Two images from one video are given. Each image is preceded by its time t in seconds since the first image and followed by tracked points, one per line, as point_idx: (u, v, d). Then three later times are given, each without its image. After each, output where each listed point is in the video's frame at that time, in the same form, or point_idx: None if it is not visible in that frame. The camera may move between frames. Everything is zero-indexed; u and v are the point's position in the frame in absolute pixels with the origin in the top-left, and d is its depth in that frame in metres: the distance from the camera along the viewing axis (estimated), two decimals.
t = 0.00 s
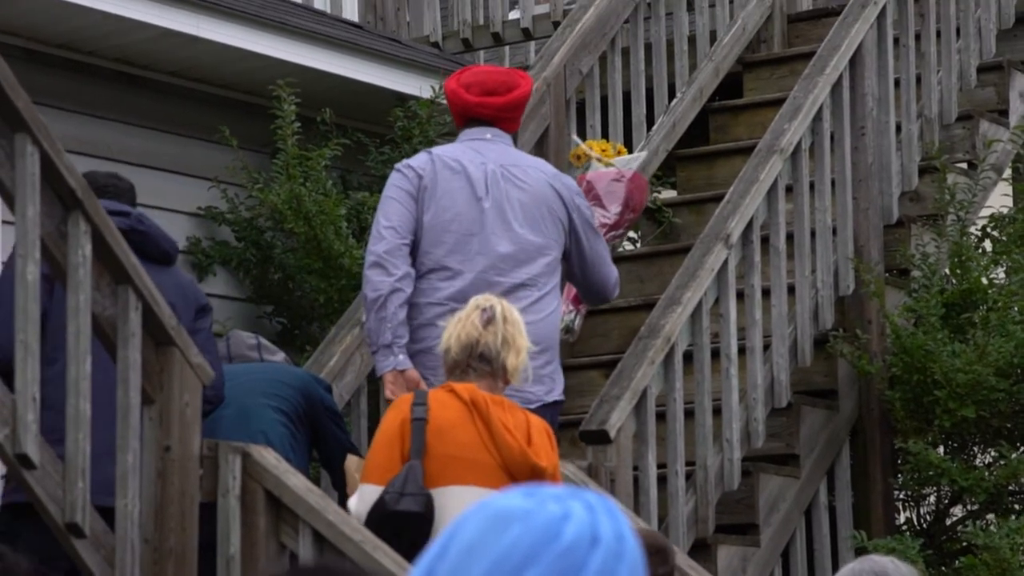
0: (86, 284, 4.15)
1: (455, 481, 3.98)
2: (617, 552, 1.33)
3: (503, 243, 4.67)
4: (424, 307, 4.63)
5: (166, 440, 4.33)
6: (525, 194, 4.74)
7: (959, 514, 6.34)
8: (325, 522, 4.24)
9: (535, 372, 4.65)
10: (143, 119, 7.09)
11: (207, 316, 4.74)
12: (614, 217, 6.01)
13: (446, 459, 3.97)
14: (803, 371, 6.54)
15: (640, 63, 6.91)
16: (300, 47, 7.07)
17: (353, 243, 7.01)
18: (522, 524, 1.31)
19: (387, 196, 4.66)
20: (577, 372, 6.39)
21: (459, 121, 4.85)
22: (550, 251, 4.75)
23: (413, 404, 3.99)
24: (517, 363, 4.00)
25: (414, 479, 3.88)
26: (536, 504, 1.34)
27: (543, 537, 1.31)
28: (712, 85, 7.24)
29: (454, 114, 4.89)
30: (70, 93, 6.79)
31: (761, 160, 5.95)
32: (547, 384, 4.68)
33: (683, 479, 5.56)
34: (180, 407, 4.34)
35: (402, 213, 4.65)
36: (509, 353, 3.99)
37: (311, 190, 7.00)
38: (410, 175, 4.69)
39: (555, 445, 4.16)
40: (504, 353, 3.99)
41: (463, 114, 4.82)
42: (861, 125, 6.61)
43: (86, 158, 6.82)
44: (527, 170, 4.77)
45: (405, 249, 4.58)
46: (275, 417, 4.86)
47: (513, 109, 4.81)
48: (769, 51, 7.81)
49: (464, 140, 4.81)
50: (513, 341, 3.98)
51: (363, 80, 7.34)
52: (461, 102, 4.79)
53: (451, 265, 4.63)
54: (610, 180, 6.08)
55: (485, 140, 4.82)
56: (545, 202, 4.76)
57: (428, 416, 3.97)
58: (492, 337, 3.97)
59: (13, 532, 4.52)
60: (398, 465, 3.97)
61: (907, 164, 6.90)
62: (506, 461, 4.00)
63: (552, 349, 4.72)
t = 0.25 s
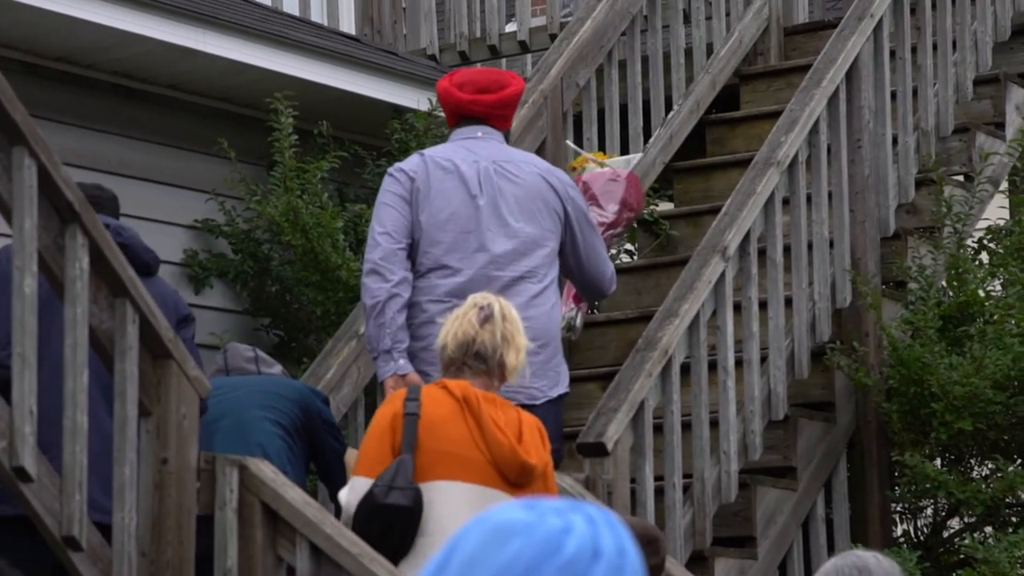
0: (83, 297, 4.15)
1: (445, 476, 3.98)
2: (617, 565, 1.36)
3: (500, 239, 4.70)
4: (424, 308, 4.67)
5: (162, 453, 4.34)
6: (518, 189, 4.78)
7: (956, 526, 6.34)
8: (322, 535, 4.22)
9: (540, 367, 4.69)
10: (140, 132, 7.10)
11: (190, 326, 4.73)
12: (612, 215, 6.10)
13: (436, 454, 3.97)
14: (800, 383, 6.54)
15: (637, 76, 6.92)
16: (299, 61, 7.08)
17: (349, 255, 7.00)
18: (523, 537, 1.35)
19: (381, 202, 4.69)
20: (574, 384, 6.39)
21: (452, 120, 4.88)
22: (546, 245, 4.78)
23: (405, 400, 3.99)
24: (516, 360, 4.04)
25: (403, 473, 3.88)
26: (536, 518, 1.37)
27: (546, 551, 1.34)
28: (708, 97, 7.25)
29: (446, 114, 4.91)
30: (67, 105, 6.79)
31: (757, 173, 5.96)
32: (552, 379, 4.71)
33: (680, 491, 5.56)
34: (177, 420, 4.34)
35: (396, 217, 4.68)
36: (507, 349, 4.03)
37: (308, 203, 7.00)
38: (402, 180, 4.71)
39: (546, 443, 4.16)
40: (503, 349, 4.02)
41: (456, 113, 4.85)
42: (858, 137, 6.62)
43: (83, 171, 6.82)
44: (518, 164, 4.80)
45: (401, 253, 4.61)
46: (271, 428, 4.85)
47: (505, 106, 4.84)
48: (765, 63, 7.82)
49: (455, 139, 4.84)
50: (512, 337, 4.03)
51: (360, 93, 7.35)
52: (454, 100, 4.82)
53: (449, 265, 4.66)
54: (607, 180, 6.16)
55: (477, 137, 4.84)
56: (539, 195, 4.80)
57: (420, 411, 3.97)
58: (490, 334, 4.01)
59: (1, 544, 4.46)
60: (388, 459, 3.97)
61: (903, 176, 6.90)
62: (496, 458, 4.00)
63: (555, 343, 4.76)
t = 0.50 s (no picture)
0: (79, 311, 4.15)
1: (435, 474, 4.01)
2: None
3: (495, 236, 4.72)
4: (422, 308, 4.69)
5: (158, 466, 4.34)
6: (513, 185, 4.79)
7: (952, 539, 6.33)
8: (318, 549, 4.16)
9: (545, 361, 4.68)
10: (137, 145, 7.11)
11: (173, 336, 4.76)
12: (612, 214, 6.11)
13: (425, 452, 4.01)
14: (796, 396, 6.54)
15: (633, 88, 6.92)
16: (295, 73, 7.09)
17: (345, 268, 6.99)
18: (525, 550, 1.39)
19: (375, 206, 4.71)
20: (569, 397, 6.39)
21: (449, 120, 4.91)
22: (543, 240, 4.79)
23: (396, 399, 4.03)
24: (510, 359, 4.07)
25: (390, 471, 3.91)
26: (537, 530, 1.41)
27: (547, 563, 1.38)
28: (704, 110, 7.25)
29: (443, 113, 4.95)
30: (63, 118, 6.80)
31: (753, 186, 5.96)
32: (557, 374, 4.71)
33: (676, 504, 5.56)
34: (173, 433, 4.35)
35: (390, 220, 4.70)
36: (501, 348, 4.06)
37: (303, 216, 7.00)
38: (395, 182, 4.74)
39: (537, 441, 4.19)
40: (497, 348, 4.06)
41: (453, 113, 4.88)
42: (853, 150, 6.62)
43: (79, 184, 6.82)
44: (512, 161, 4.81)
45: (395, 256, 4.63)
46: (266, 441, 4.85)
47: (502, 105, 4.87)
48: (761, 76, 7.83)
49: (449, 139, 4.86)
50: (506, 337, 4.06)
51: (359, 106, 7.36)
52: (450, 101, 4.86)
53: (445, 265, 4.68)
54: (605, 180, 6.18)
55: (471, 137, 4.86)
56: (533, 191, 4.81)
57: (410, 409, 4.02)
58: (484, 333, 4.05)
59: None
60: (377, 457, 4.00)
61: (899, 189, 6.90)
62: (485, 455, 4.03)
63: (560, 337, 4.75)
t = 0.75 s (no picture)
0: (74, 323, 4.14)
1: (422, 476, 3.97)
2: None
3: (492, 235, 4.73)
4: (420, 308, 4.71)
5: (152, 480, 4.33)
6: (510, 185, 4.81)
7: (946, 552, 6.33)
8: (313, 562, 4.20)
9: (548, 356, 4.69)
10: (131, 158, 7.10)
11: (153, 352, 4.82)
12: (612, 214, 6.11)
13: (414, 452, 3.97)
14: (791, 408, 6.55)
15: (628, 101, 6.92)
16: (289, 86, 7.09)
17: (339, 281, 7.01)
18: (523, 563, 1.39)
19: (371, 211, 4.76)
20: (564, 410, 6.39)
21: (448, 120, 4.93)
22: (542, 238, 4.81)
23: (386, 399, 4.00)
24: (503, 360, 4.01)
25: (378, 472, 3.87)
26: (537, 544, 1.42)
27: None
28: (699, 122, 7.26)
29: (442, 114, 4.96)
30: (57, 131, 6.79)
31: (747, 199, 5.96)
32: (558, 368, 4.71)
33: (671, 516, 5.56)
34: (167, 446, 4.34)
35: (386, 223, 4.74)
36: (494, 349, 4.00)
37: (297, 229, 7.00)
38: (391, 187, 4.78)
39: (527, 442, 4.14)
40: (490, 349, 4.00)
41: (452, 114, 4.90)
42: (848, 162, 6.62)
43: (74, 196, 6.82)
44: (509, 161, 4.83)
45: (389, 258, 4.67)
46: (261, 453, 4.84)
47: (500, 107, 4.89)
48: (755, 89, 7.84)
49: (448, 142, 4.90)
50: (498, 337, 4.00)
51: (353, 118, 7.36)
52: (449, 102, 4.87)
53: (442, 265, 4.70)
54: (606, 180, 6.18)
55: (469, 139, 4.89)
56: (531, 189, 4.83)
57: (399, 410, 3.98)
58: (476, 334, 3.99)
59: None
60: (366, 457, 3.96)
61: (893, 202, 6.90)
62: (473, 456, 3.98)
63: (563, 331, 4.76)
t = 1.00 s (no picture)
0: (67, 336, 4.14)
1: (407, 479, 4.02)
2: None
3: (491, 236, 4.82)
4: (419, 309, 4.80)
5: (145, 493, 4.33)
6: (510, 187, 4.88)
7: (940, 565, 6.33)
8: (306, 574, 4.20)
9: (550, 354, 4.77)
10: (125, 170, 7.10)
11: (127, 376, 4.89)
12: (614, 221, 6.10)
13: (399, 456, 4.02)
14: (785, 421, 6.55)
15: (621, 113, 6.93)
16: (284, 98, 7.09)
17: (333, 293, 6.99)
18: None
19: (371, 214, 4.86)
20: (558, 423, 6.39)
21: (452, 126, 5.05)
22: (542, 239, 4.88)
23: (373, 403, 4.06)
24: (492, 363, 4.10)
25: (361, 476, 3.93)
26: (535, 558, 1.59)
27: None
28: (693, 135, 7.27)
29: (447, 119, 5.09)
30: (51, 144, 6.79)
31: (741, 212, 5.96)
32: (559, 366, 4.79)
33: (665, 529, 5.55)
34: (160, 460, 4.34)
35: (384, 226, 4.83)
36: (483, 352, 4.08)
37: (291, 241, 7.00)
38: (390, 190, 4.87)
39: (515, 447, 4.19)
40: (479, 353, 4.08)
41: (456, 119, 5.02)
42: (841, 175, 6.63)
43: (67, 209, 6.82)
44: (508, 164, 4.92)
45: (386, 261, 4.77)
46: (254, 466, 4.83)
47: (504, 113, 5.01)
48: (749, 101, 7.85)
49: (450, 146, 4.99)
50: (487, 341, 4.08)
51: (346, 131, 7.34)
52: (453, 107, 5.00)
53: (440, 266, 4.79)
54: (609, 189, 6.19)
55: (471, 143, 4.99)
56: (530, 191, 4.90)
57: (386, 414, 4.03)
58: (466, 338, 4.06)
59: None
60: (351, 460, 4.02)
61: (887, 215, 6.91)
62: (459, 461, 4.03)
63: (565, 329, 4.83)
